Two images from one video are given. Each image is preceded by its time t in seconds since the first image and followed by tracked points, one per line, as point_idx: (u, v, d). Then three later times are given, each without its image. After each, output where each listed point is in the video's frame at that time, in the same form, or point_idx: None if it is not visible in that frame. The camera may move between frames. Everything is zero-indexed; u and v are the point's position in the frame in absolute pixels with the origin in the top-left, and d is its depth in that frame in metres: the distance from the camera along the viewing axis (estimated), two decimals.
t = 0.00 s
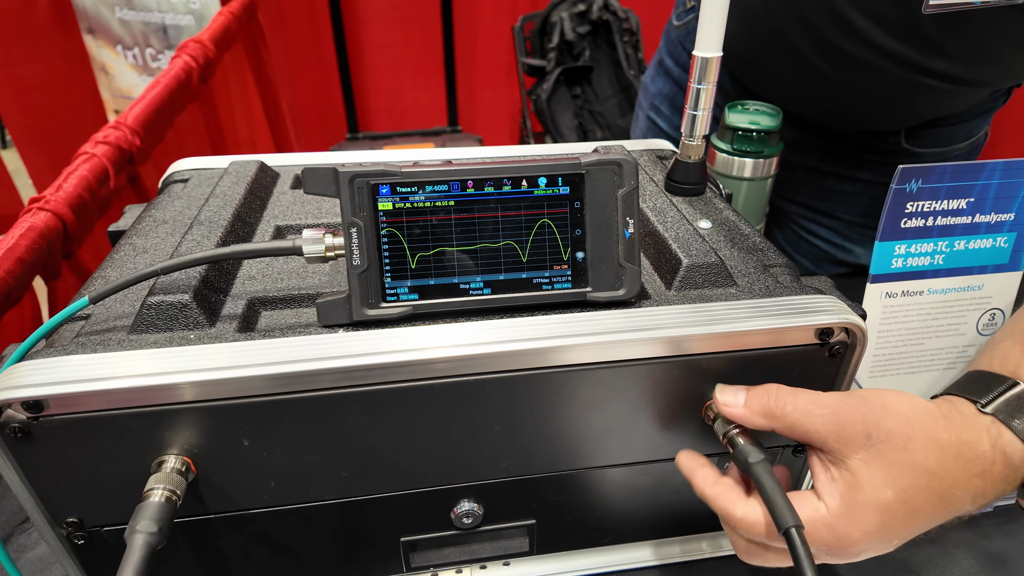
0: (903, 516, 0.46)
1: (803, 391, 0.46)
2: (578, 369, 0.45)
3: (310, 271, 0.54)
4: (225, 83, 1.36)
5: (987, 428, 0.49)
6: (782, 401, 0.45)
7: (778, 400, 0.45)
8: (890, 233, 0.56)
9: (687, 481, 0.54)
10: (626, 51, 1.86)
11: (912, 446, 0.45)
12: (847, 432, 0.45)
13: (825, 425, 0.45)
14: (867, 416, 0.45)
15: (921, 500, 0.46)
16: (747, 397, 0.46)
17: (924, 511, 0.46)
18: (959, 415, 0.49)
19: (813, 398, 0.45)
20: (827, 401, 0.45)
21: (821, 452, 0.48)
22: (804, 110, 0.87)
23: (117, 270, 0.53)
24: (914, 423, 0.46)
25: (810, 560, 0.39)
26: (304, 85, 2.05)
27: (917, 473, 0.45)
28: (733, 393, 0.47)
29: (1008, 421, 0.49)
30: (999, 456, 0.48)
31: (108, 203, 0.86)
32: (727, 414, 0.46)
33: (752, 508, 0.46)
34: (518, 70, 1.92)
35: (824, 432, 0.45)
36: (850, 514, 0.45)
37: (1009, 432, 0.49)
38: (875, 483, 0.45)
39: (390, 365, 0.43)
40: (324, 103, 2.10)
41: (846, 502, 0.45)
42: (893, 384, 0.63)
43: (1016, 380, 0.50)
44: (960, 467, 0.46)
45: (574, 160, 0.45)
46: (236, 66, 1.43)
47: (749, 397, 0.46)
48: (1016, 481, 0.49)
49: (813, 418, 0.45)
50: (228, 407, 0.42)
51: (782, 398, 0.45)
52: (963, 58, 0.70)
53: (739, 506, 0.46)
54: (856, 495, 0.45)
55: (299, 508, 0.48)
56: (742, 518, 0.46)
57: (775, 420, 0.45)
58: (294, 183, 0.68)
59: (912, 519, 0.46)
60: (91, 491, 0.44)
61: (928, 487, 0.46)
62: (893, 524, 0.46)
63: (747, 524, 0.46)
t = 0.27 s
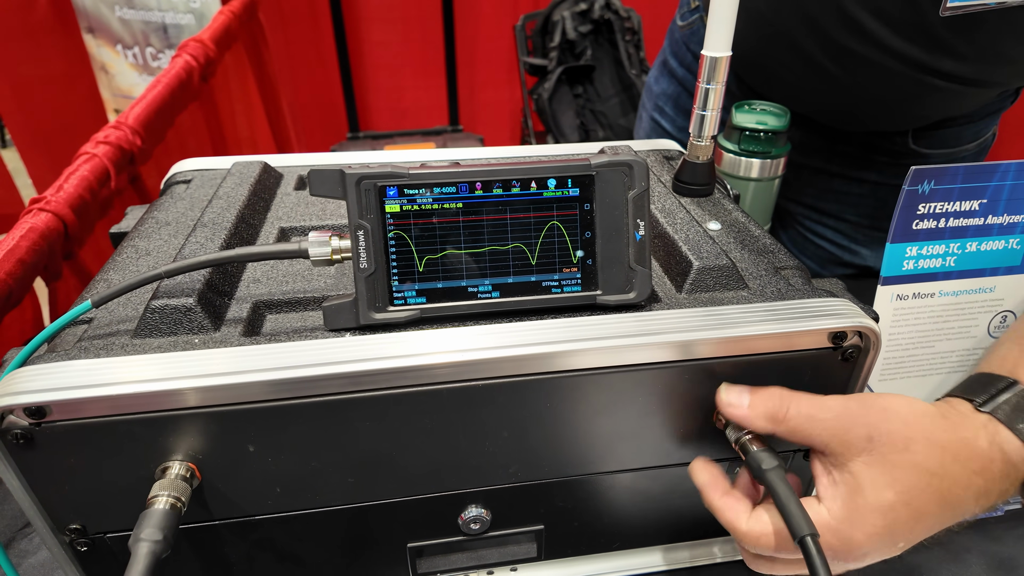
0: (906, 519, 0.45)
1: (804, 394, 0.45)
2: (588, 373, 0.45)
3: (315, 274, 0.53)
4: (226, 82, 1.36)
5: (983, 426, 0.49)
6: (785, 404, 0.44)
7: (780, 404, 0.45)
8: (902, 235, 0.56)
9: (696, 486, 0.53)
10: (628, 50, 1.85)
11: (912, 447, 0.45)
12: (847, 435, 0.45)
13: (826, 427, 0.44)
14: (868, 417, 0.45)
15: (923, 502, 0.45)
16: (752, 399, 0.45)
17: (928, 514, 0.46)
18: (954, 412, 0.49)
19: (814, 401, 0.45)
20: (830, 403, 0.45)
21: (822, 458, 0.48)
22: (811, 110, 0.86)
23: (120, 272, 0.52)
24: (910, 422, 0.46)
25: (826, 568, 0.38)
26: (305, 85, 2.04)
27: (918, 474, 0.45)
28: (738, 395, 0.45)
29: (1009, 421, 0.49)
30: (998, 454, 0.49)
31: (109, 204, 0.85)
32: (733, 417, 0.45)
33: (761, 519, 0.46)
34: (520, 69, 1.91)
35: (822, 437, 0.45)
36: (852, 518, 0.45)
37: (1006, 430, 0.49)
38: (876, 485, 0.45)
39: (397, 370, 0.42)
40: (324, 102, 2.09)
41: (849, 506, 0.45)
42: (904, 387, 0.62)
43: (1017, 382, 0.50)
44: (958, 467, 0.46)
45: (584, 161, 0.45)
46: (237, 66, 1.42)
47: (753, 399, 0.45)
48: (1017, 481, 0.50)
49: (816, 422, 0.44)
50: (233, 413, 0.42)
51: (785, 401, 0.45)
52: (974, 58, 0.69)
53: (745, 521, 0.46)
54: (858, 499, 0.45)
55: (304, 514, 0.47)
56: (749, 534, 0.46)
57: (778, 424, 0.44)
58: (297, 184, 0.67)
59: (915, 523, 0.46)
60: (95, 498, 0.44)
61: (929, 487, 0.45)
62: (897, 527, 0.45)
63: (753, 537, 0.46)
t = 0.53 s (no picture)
0: (916, 516, 0.45)
1: (801, 402, 0.45)
2: (594, 374, 0.44)
3: (317, 275, 0.53)
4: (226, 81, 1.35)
5: (980, 415, 0.50)
6: (784, 414, 0.44)
7: (780, 414, 0.44)
8: (910, 235, 0.55)
9: (702, 489, 0.52)
10: (629, 49, 1.85)
11: (911, 440, 0.45)
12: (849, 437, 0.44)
13: (827, 430, 0.44)
14: (864, 416, 0.45)
15: (931, 497, 0.45)
16: (750, 413, 0.44)
17: (937, 509, 0.46)
18: (950, 404, 0.50)
19: (812, 407, 0.44)
20: (825, 406, 0.44)
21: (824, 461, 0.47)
22: (816, 108, 0.85)
23: (119, 272, 0.51)
24: (905, 416, 0.46)
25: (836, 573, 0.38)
26: (305, 84, 2.04)
27: (921, 468, 0.45)
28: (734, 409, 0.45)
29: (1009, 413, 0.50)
30: (995, 442, 0.49)
31: (109, 203, 0.84)
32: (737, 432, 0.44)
33: (766, 517, 0.47)
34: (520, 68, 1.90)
35: (824, 441, 0.44)
36: (866, 518, 0.44)
37: (1003, 419, 0.50)
38: (884, 484, 0.44)
39: (399, 372, 0.41)
40: (324, 101, 2.08)
41: (861, 506, 0.44)
42: (911, 389, 0.62)
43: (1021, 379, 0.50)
44: (960, 457, 0.46)
45: (590, 160, 0.44)
46: (237, 64, 1.41)
47: (752, 412, 0.44)
48: (1018, 468, 0.50)
49: (816, 429, 0.43)
50: (233, 416, 0.41)
51: (784, 411, 0.44)
52: (980, 56, 0.68)
53: (754, 515, 0.47)
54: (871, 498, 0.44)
55: (305, 518, 0.47)
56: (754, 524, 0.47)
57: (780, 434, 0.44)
58: (298, 183, 0.66)
59: (924, 518, 0.45)
60: (93, 502, 0.43)
61: (934, 480, 0.45)
62: (908, 525, 0.45)
63: (764, 532, 0.47)
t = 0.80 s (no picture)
0: (938, 535, 0.45)
1: (817, 424, 0.44)
2: (593, 377, 0.43)
3: (313, 276, 0.52)
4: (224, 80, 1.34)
5: (994, 428, 0.49)
6: (806, 438, 0.42)
7: (799, 441, 0.42)
8: (912, 235, 0.54)
9: (702, 491, 0.52)
10: (629, 47, 1.84)
11: (930, 458, 0.45)
12: (867, 458, 0.43)
13: (848, 450, 0.43)
14: (883, 436, 0.44)
15: (951, 515, 0.45)
16: (768, 441, 0.42)
17: (956, 527, 0.45)
18: (961, 416, 0.49)
19: (828, 431, 0.43)
20: (845, 428, 0.43)
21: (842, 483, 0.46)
22: (816, 107, 0.85)
23: (113, 273, 0.51)
24: (922, 433, 0.45)
25: None
26: (304, 82, 2.03)
27: (941, 487, 0.45)
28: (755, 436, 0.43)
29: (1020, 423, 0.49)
30: (1011, 457, 0.48)
31: (105, 203, 0.84)
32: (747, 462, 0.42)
33: (787, 533, 0.44)
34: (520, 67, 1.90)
35: (846, 465, 0.43)
36: (890, 541, 0.44)
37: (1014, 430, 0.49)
38: (907, 506, 0.44)
39: (396, 375, 0.41)
40: (323, 99, 2.08)
41: (885, 530, 0.43)
42: (913, 390, 0.61)
43: None
44: (979, 474, 0.46)
45: (589, 159, 0.43)
46: (235, 63, 1.41)
47: (771, 440, 0.42)
48: None
49: (836, 454, 0.42)
50: (227, 419, 0.41)
51: (804, 434, 0.42)
52: (982, 54, 0.67)
53: (776, 531, 0.45)
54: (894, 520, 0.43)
55: (301, 521, 0.46)
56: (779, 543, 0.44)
57: (802, 462, 0.42)
58: (295, 182, 0.66)
59: (945, 537, 0.45)
60: (87, 506, 0.43)
61: (954, 499, 0.45)
62: (931, 544, 0.44)
63: (783, 552, 0.44)
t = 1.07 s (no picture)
0: None
1: (859, 496, 0.44)
2: (593, 378, 0.43)
3: (311, 276, 0.52)
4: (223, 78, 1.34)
5: None
6: (846, 527, 0.43)
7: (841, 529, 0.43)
8: (914, 234, 0.54)
9: (702, 493, 0.51)
10: (629, 46, 1.83)
11: (985, 514, 0.44)
12: (914, 523, 0.44)
13: (890, 524, 0.43)
14: (931, 501, 0.44)
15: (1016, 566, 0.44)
16: (809, 539, 0.44)
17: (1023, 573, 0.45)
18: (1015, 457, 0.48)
19: (873, 507, 0.43)
20: (887, 503, 0.43)
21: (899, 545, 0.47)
22: (817, 106, 0.84)
23: (109, 274, 0.50)
24: (976, 487, 0.45)
25: None
26: (303, 81, 2.02)
27: (1000, 540, 0.44)
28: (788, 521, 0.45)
29: None
30: None
31: (103, 202, 0.83)
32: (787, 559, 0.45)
33: None
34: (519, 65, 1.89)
35: (893, 536, 0.44)
36: None
37: None
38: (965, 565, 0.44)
39: (393, 376, 0.40)
40: (322, 98, 2.07)
41: None
42: (915, 392, 0.61)
43: None
44: None
45: (588, 158, 0.43)
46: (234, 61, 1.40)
47: (813, 537, 0.43)
48: None
49: (883, 530, 0.43)
50: (223, 420, 0.40)
51: (843, 523, 0.43)
52: (984, 51, 0.67)
53: None
54: None
55: (298, 523, 0.46)
56: None
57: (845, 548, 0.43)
58: (292, 182, 0.65)
59: None
60: (81, 508, 0.42)
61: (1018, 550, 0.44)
62: None
63: None
